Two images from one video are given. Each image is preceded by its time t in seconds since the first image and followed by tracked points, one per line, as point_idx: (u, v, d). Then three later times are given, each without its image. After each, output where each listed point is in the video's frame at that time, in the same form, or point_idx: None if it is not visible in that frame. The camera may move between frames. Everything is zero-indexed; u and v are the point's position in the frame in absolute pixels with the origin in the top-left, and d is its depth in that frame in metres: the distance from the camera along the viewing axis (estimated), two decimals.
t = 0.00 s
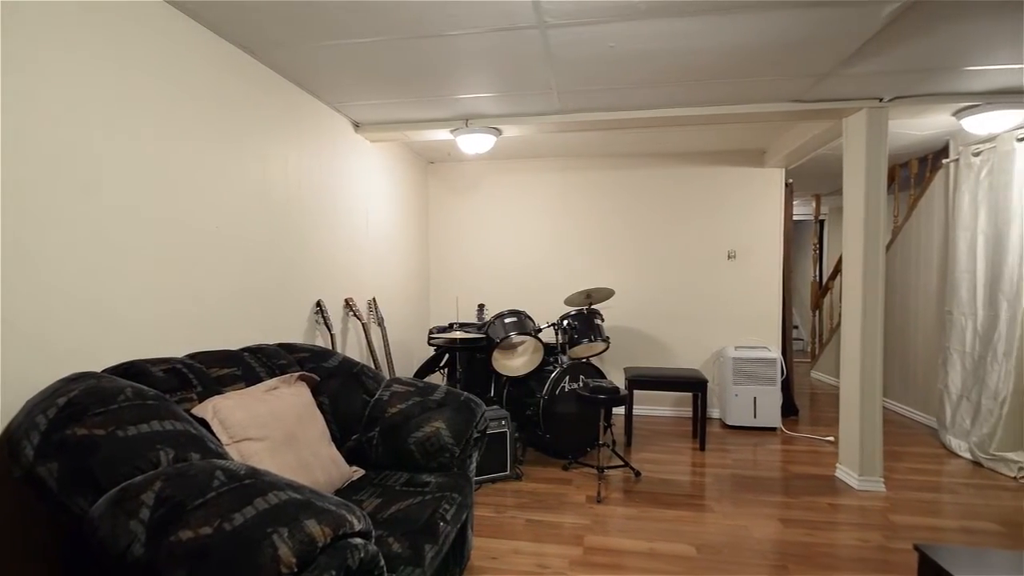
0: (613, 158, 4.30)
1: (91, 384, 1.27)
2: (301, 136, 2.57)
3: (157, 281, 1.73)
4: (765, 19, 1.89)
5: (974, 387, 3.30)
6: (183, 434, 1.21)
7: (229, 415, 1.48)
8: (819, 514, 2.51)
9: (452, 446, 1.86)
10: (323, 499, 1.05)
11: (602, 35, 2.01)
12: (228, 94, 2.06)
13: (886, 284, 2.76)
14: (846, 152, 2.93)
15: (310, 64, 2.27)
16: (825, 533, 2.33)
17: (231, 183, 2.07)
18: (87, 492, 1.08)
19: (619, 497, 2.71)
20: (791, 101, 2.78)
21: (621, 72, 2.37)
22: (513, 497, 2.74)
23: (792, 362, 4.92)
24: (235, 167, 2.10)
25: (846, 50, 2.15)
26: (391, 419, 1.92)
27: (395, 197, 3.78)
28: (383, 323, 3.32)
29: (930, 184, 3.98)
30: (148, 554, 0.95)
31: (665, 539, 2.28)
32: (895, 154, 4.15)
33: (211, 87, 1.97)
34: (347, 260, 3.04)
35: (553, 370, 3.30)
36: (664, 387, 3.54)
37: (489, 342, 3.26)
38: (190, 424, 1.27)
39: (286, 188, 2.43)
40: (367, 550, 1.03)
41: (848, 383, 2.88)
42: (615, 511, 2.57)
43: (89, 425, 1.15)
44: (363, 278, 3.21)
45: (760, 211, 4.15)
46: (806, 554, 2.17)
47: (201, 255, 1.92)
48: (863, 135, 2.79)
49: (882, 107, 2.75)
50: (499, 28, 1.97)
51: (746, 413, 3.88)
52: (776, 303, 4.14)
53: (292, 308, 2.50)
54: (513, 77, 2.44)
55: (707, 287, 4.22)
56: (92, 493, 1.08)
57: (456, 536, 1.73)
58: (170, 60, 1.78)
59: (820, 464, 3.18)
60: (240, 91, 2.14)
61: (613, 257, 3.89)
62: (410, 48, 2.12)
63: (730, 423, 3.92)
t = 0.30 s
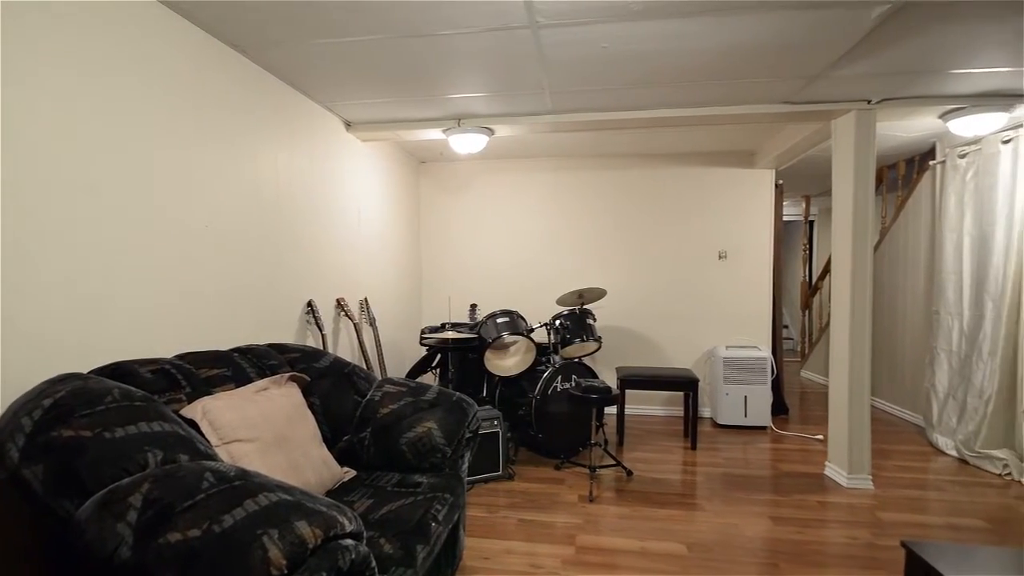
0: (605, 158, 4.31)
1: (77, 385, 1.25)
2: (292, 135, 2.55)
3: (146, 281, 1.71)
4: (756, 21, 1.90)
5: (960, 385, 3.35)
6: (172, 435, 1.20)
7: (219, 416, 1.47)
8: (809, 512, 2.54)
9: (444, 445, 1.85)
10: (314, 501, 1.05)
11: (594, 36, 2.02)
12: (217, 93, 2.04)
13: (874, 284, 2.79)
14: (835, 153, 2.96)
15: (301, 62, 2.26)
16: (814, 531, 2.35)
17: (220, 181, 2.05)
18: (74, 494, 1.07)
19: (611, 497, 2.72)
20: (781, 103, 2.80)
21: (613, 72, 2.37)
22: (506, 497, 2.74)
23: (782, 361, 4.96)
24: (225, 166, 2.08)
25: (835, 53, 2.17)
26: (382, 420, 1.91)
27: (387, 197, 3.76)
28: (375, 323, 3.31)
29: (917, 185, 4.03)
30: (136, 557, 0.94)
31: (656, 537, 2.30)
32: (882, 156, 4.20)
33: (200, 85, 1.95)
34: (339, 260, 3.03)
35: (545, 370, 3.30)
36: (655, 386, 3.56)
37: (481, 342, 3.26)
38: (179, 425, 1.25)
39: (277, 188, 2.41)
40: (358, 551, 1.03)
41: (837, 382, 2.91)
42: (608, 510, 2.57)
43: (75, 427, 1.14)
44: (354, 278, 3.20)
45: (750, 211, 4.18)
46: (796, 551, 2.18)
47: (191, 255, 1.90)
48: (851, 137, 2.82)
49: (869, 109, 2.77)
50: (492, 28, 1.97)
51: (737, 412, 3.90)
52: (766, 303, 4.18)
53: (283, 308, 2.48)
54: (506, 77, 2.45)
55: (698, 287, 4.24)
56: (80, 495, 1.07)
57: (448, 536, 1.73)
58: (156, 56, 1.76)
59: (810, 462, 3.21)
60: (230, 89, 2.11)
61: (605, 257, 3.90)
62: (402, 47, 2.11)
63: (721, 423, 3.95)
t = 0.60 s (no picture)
0: (596, 159, 4.32)
1: (62, 386, 1.23)
2: (281, 134, 2.53)
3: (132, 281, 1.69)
4: (746, 24, 1.92)
5: (945, 384, 3.40)
6: (159, 436, 1.18)
7: (207, 416, 1.45)
8: (797, 510, 2.56)
9: (435, 446, 1.85)
10: (303, 502, 1.04)
11: (586, 37, 2.02)
12: (205, 90, 2.01)
13: (861, 283, 2.82)
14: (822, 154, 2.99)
15: (292, 61, 2.24)
16: (803, 528, 2.38)
17: (208, 180, 2.02)
18: (59, 496, 1.05)
19: (603, 496, 2.73)
20: (770, 104, 2.83)
21: (605, 72, 2.37)
22: (497, 497, 2.74)
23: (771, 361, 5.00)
24: (214, 165, 2.05)
25: (823, 55, 2.19)
26: (373, 420, 1.90)
27: (378, 197, 3.74)
28: (365, 323, 3.29)
29: (903, 186, 4.08)
30: (121, 560, 0.93)
31: (647, 536, 2.31)
32: (870, 157, 4.25)
33: (186, 81, 1.92)
34: (330, 260, 3.00)
35: (537, 370, 3.30)
36: (646, 385, 3.58)
37: (472, 341, 3.25)
38: (166, 427, 1.24)
39: (266, 187, 2.39)
40: (348, 553, 1.02)
41: (825, 381, 2.94)
42: (599, 509, 2.58)
43: (60, 429, 1.12)
44: (345, 278, 3.18)
45: (739, 212, 4.21)
46: (784, 549, 2.20)
47: (178, 255, 1.88)
48: (839, 139, 2.85)
49: (856, 111, 2.81)
50: (484, 28, 1.96)
51: (727, 411, 3.93)
52: (756, 303, 4.21)
53: (273, 308, 2.46)
54: (497, 77, 2.45)
55: (689, 287, 4.27)
56: (64, 497, 1.05)
57: (439, 536, 1.72)
58: (146, 54, 1.75)
59: (799, 460, 3.24)
60: (218, 87, 2.08)
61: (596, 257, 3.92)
62: (393, 46, 2.10)
63: (711, 422, 3.98)
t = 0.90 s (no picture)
0: (589, 159, 4.33)
1: (48, 388, 1.21)
2: (272, 132, 2.51)
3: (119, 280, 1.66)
4: (738, 25, 1.93)
5: (932, 382, 3.44)
6: (147, 438, 1.17)
7: (197, 417, 1.44)
8: (787, 508, 2.58)
9: (427, 446, 1.84)
10: (294, 504, 1.04)
11: (578, 37, 2.02)
12: (192, 86, 1.98)
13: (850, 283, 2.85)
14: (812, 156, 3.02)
15: (284, 60, 2.22)
16: (793, 526, 2.40)
17: (197, 178, 2.00)
18: (45, 499, 1.04)
19: (595, 496, 2.74)
20: (760, 106, 2.85)
21: (597, 73, 2.38)
22: (489, 497, 2.73)
23: (761, 360, 5.04)
24: (202, 163, 2.02)
25: (812, 57, 2.21)
26: (364, 421, 1.89)
27: (370, 196, 3.73)
28: (357, 323, 3.27)
29: (891, 187, 4.13)
30: (109, 563, 0.92)
31: (639, 535, 2.32)
32: (858, 158, 4.29)
33: (173, 77, 1.89)
34: (322, 260, 2.99)
35: (529, 370, 3.30)
36: (637, 384, 3.60)
37: (465, 341, 3.25)
38: (154, 428, 1.22)
39: (256, 186, 2.36)
40: (340, 554, 1.02)
41: (814, 380, 2.97)
42: (591, 509, 2.59)
43: (45, 431, 1.10)
44: (336, 278, 3.16)
45: (730, 212, 4.24)
46: (775, 547, 2.22)
47: (165, 254, 1.85)
48: (828, 141, 2.88)
49: (844, 113, 2.84)
50: (476, 28, 1.96)
51: (718, 411, 3.96)
52: (746, 302, 4.24)
53: (264, 308, 2.44)
54: (489, 77, 2.44)
55: (680, 287, 4.29)
56: (50, 500, 1.04)
57: (431, 536, 1.72)
58: (136, 52, 1.73)
59: (789, 459, 3.27)
60: (206, 84, 2.05)
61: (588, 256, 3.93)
62: (384, 44, 2.09)
63: (702, 421, 4.00)
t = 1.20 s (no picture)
0: (580, 159, 4.34)
1: (32, 389, 1.20)
2: (262, 130, 2.49)
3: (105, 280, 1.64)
4: (728, 27, 1.94)
5: (919, 381, 3.49)
6: (134, 439, 1.16)
7: (184, 419, 1.43)
8: (777, 506, 2.61)
9: (418, 446, 1.84)
10: (283, 505, 1.03)
11: (570, 37, 2.03)
12: (178, 82, 1.95)
13: (838, 283, 2.88)
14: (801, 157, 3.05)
15: (273, 58, 2.21)
16: (782, 524, 2.42)
17: (184, 177, 1.97)
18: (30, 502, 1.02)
19: (586, 495, 2.75)
20: (750, 107, 2.87)
21: (588, 73, 2.39)
22: (481, 497, 2.73)
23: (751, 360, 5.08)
24: (189, 161, 2.00)
25: (801, 60, 2.24)
26: (355, 422, 1.88)
27: (360, 195, 3.71)
28: (347, 323, 3.26)
29: (878, 189, 4.19)
30: (95, 566, 0.91)
31: (631, 534, 2.33)
32: (846, 160, 4.34)
33: (159, 72, 1.86)
34: (312, 259, 2.97)
35: (521, 370, 3.30)
36: (628, 384, 3.61)
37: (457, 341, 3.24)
38: (141, 429, 1.21)
39: (246, 186, 2.35)
40: (330, 555, 1.01)
41: (803, 379, 3.00)
42: (583, 508, 2.59)
43: (30, 433, 1.09)
44: (327, 277, 3.15)
45: (720, 212, 4.27)
46: (764, 544, 2.24)
47: (152, 254, 1.83)
48: (816, 143, 2.91)
49: (832, 115, 2.87)
50: (467, 28, 1.96)
51: (708, 410, 3.99)
52: (736, 302, 4.28)
53: (254, 308, 2.42)
54: (481, 77, 2.45)
55: (671, 287, 4.31)
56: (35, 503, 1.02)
57: (423, 537, 1.71)
58: (123, 49, 1.71)
59: (778, 457, 3.30)
60: (194, 81, 2.03)
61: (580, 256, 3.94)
62: (375, 44, 2.09)
63: (693, 420, 4.03)
